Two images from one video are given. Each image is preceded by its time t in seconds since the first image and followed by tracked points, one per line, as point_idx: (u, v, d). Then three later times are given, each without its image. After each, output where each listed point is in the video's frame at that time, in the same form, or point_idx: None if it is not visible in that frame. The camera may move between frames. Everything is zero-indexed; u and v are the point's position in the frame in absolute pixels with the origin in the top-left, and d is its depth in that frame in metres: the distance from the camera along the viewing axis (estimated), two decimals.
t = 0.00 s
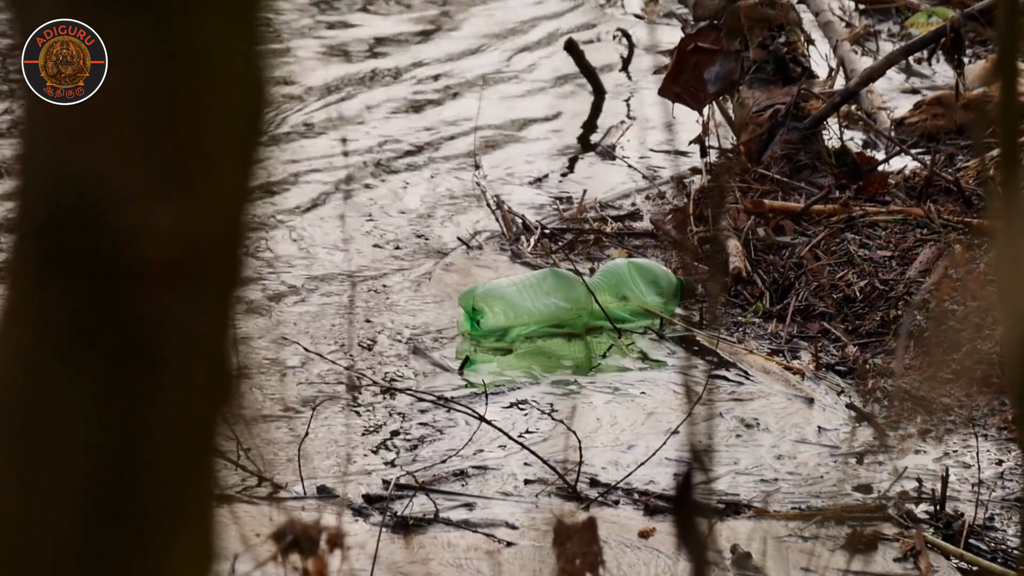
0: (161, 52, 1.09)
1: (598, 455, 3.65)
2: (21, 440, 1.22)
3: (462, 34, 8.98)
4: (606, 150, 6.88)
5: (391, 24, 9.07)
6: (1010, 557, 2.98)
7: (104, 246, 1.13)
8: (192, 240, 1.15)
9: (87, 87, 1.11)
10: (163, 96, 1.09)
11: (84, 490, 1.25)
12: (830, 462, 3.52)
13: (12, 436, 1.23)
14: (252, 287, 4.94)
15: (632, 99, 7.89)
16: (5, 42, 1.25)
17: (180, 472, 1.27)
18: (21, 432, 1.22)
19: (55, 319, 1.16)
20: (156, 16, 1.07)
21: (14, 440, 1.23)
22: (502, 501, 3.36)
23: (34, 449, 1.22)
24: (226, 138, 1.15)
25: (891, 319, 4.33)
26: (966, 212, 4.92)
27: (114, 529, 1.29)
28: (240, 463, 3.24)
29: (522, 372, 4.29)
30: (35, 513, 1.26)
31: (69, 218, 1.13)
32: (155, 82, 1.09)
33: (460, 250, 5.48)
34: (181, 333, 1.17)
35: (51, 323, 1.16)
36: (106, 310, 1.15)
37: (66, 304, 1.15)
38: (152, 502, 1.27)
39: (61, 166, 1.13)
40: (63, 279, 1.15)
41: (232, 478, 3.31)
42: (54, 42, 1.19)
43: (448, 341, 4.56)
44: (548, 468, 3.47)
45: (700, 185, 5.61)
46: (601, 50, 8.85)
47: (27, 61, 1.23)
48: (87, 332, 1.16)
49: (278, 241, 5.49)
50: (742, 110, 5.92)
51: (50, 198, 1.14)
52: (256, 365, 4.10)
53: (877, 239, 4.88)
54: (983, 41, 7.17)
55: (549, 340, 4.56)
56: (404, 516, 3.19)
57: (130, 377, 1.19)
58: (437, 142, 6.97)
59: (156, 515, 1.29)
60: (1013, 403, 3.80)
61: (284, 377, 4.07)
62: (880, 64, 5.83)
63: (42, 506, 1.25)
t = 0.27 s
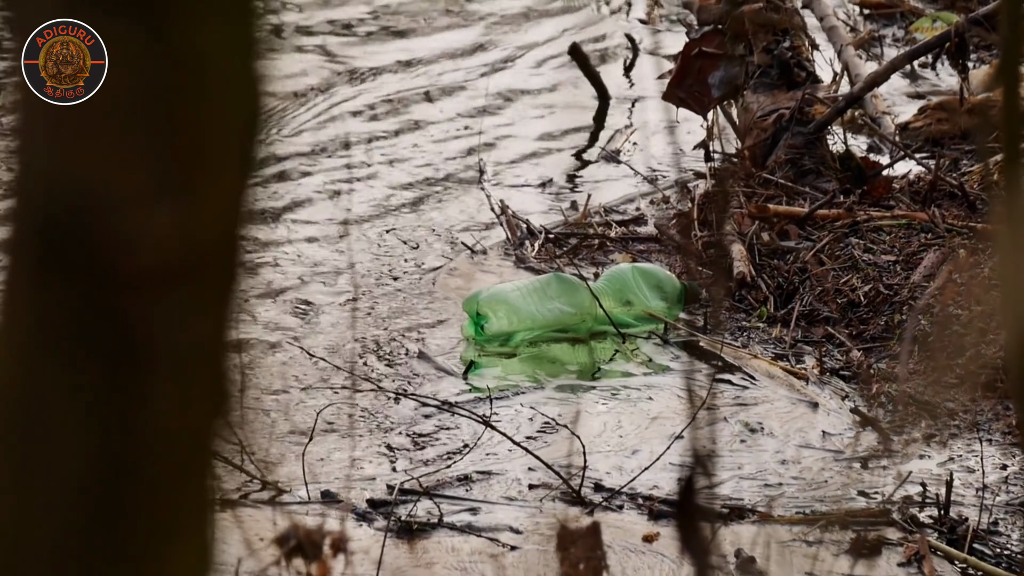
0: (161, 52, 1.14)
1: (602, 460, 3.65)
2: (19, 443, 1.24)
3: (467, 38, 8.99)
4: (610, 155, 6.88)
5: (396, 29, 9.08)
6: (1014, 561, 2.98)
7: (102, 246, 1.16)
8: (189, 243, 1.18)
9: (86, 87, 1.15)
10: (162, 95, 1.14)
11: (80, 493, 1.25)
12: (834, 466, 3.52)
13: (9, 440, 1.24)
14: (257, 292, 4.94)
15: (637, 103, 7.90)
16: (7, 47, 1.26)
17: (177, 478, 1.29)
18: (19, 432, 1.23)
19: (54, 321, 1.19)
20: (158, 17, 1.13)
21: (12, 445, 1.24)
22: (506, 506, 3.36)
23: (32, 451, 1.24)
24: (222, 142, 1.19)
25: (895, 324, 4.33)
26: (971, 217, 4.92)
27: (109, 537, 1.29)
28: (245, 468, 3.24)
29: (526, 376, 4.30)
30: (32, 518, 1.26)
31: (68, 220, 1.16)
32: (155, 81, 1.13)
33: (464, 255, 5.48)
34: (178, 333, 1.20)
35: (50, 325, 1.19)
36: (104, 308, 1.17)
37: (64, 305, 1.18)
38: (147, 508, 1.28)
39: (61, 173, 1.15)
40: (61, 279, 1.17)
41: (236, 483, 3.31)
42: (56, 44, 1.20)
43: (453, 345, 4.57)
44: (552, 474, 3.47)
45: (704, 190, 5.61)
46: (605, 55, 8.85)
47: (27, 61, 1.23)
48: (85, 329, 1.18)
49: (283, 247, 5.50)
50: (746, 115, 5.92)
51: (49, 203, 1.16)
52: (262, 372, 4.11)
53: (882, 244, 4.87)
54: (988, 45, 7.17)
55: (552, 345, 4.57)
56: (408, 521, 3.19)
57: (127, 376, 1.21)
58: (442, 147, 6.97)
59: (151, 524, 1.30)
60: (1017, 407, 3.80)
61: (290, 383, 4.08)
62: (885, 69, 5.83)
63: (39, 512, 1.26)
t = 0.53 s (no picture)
0: (160, 53, 1.15)
1: (605, 464, 3.65)
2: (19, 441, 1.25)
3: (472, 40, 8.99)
4: (614, 159, 6.89)
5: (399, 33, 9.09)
6: (1018, 565, 2.97)
7: (101, 247, 1.16)
8: (186, 244, 1.18)
9: (86, 87, 1.16)
10: (160, 94, 1.14)
11: (79, 493, 1.27)
12: (837, 470, 3.52)
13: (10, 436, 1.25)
14: (260, 297, 4.95)
15: (641, 107, 7.91)
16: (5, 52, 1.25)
17: (176, 478, 1.29)
18: (19, 429, 1.25)
19: (52, 322, 1.19)
20: (157, 19, 1.13)
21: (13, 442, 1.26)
22: (509, 510, 3.36)
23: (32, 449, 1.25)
24: (219, 146, 1.20)
25: (899, 328, 4.32)
26: (975, 220, 4.92)
27: (108, 535, 1.30)
28: (249, 472, 3.24)
29: (530, 380, 4.30)
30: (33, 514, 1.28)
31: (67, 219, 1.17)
32: (152, 81, 1.14)
33: (468, 259, 5.48)
34: (176, 335, 1.20)
35: (49, 325, 1.19)
36: (102, 309, 1.18)
37: (63, 304, 1.18)
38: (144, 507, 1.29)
39: (60, 173, 1.16)
40: (61, 280, 1.18)
41: (241, 486, 3.32)
42: (56, 44, 1.21)
43: (456, 349, 4.57)
44: (556, 477, 3.47)
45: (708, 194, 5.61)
46: (609, 58, 8.85)
47: (27, 61, 1.24)
48: (82, 330, 1.19)
49: (287, 251, 5.50)
50: (750, 119, 5.92)
51: (50, 203, 1.17)
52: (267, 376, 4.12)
53: (885, 247, 4.87)
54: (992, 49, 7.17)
55: (556, 348, 4.57)
56: (412, 524, 3.19)
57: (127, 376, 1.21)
58: (446, 151, 6.98)
59: (149, 523, 1.31)
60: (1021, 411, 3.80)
61: (295, 387, 4.09)
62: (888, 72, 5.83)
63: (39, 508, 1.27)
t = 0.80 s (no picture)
0: (155, 58, 1.14)
1: (608, 467, 3.65)
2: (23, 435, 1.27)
3: (475, 43, 9.00)
4: (617, 162, 6.89)
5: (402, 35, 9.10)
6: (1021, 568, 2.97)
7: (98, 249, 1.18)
8: (181, 248, 1.18)
9: (87, 87, 1.17)
10: (154, 100, 1.15)
11: (77, 491, 1.29)
12: (840, 473, 3.52)
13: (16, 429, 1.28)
14: (264, 300, 4.96)
15: (644, 110, 7.92)
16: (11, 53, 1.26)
17: (174, 480, 1.30)
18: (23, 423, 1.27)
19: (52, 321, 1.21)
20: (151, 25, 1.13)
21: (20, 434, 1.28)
22: (512, 513, 3.36)
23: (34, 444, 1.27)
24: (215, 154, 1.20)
25: (902, 332, 4.33)
26: (978, 224, 4.92)
27: (108, 533, 1.32)
28: (252, 475, 3.25)
29: (532, 383, 4.30)
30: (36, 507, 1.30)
31: (66, 219, 1.18)
32: (147, 86, 1.14)
33: (472, 262, 5.49)
34: (170, 340, 1.20)
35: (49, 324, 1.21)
36: (99, 310, 1.19)
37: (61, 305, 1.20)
38: (141, 507, 1.30)
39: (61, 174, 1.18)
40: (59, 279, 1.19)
41: (244, 490, 3.32)
42: (57, 42, 1.22)
43: (459, 352, 4.57)
44: (559, 480, 3.47)
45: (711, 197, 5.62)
46: (612, 61, 8.86)
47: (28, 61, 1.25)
48: (79, 330, 1.20)
49: (290, 254, 5.51)
50: (753, 122, 5.92)
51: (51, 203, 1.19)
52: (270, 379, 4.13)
53: (889, 251, 4.88)
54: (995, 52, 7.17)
55: (559, 352, 4.57)
56: (415, 527, 3.19)
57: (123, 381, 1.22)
58: (449, 154, 6.99)
59: (149, 522, 1.32)
60: None
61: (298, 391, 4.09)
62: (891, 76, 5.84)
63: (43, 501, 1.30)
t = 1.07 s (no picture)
0: (152, 58, 1.17)
1: (608, 469, 3.65)
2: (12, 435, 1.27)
3: (475, 44, 9.00)
4: (618, 164, 6.89)
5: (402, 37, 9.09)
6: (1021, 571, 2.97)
7: (96, 248, 1.19)
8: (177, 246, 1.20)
9: (86, 87, 1.18)
10: (151, 99, 1.17)
11: (74, 492, 1.29)
12: (841, 476, 3.51)
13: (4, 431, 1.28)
14: (264, 303, 4.96)
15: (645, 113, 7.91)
16: (4, 55, 1.26)
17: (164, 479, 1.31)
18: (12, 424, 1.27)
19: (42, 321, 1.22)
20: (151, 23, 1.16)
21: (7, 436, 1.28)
22: (512, 515, 3.36)
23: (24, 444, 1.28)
24: (210, 149, 1.23)
25: (902, 334, 4.32)
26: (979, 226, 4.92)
27: (97, 533, 1.32)
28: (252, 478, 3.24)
29: (532, 386, 4.30)
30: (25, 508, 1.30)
31: (61, 221, 1.19)
32: (144, 85, 1.17)
33: (472, 264, 5.48)
34: (163, 337, 1.22)
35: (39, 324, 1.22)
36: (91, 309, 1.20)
37: (56, 306, 1.20)
38: (132, 507, 1.31)
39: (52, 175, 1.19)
40: (51, 279, 1.20)
41: (244, 492, 3.32)
42: (55, 43, 1.21)
43: (460, 354, 4.57)
44: (559, 482, 3.47)
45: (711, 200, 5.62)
46: (613, 63, 8.86)
47: (27, 61, 1.23)
48: (71, 330, 1.21)
49: (291, 256, 5.50)
50: (754, 124, 5.92)
51: (43, 205, 1.20)
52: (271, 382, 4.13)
53: (889, 253, 4.88)
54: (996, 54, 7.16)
55: (559, 354, 4.57)
56: (415, 529, 3.19)
57: (120, 377, 1.23)
58: (450, 156, 6.98)
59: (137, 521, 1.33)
60: None
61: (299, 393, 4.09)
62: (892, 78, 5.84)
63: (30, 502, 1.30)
